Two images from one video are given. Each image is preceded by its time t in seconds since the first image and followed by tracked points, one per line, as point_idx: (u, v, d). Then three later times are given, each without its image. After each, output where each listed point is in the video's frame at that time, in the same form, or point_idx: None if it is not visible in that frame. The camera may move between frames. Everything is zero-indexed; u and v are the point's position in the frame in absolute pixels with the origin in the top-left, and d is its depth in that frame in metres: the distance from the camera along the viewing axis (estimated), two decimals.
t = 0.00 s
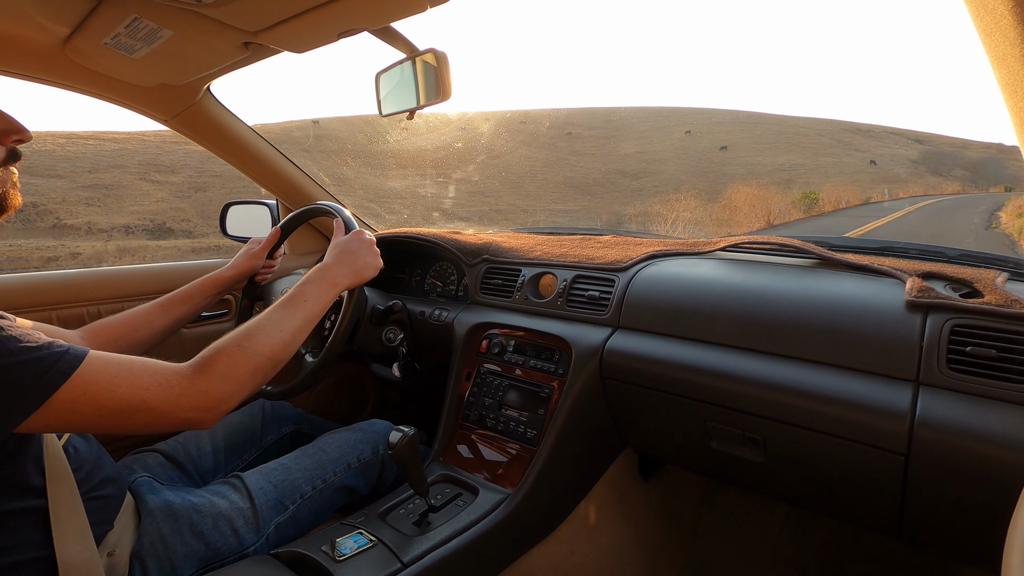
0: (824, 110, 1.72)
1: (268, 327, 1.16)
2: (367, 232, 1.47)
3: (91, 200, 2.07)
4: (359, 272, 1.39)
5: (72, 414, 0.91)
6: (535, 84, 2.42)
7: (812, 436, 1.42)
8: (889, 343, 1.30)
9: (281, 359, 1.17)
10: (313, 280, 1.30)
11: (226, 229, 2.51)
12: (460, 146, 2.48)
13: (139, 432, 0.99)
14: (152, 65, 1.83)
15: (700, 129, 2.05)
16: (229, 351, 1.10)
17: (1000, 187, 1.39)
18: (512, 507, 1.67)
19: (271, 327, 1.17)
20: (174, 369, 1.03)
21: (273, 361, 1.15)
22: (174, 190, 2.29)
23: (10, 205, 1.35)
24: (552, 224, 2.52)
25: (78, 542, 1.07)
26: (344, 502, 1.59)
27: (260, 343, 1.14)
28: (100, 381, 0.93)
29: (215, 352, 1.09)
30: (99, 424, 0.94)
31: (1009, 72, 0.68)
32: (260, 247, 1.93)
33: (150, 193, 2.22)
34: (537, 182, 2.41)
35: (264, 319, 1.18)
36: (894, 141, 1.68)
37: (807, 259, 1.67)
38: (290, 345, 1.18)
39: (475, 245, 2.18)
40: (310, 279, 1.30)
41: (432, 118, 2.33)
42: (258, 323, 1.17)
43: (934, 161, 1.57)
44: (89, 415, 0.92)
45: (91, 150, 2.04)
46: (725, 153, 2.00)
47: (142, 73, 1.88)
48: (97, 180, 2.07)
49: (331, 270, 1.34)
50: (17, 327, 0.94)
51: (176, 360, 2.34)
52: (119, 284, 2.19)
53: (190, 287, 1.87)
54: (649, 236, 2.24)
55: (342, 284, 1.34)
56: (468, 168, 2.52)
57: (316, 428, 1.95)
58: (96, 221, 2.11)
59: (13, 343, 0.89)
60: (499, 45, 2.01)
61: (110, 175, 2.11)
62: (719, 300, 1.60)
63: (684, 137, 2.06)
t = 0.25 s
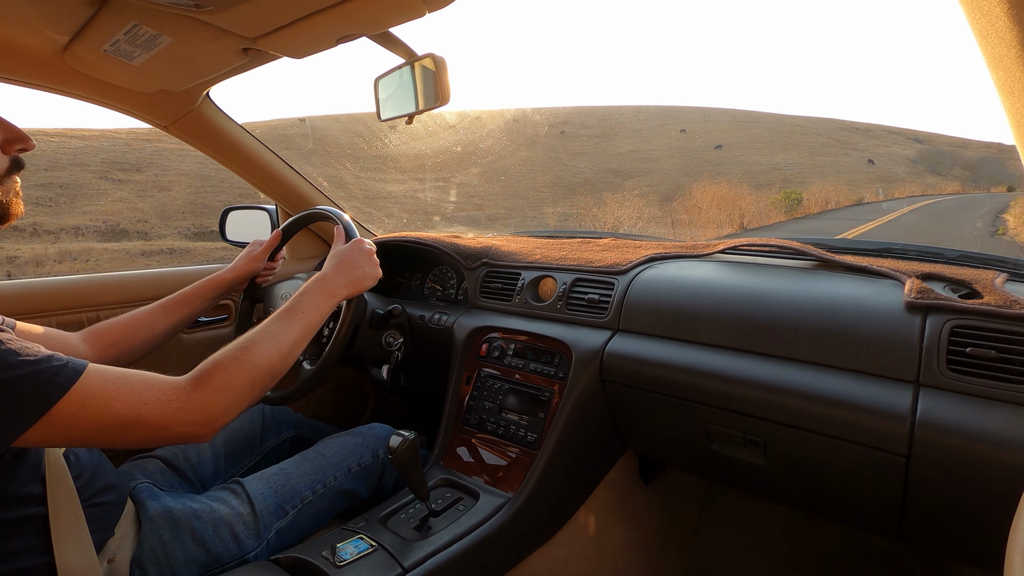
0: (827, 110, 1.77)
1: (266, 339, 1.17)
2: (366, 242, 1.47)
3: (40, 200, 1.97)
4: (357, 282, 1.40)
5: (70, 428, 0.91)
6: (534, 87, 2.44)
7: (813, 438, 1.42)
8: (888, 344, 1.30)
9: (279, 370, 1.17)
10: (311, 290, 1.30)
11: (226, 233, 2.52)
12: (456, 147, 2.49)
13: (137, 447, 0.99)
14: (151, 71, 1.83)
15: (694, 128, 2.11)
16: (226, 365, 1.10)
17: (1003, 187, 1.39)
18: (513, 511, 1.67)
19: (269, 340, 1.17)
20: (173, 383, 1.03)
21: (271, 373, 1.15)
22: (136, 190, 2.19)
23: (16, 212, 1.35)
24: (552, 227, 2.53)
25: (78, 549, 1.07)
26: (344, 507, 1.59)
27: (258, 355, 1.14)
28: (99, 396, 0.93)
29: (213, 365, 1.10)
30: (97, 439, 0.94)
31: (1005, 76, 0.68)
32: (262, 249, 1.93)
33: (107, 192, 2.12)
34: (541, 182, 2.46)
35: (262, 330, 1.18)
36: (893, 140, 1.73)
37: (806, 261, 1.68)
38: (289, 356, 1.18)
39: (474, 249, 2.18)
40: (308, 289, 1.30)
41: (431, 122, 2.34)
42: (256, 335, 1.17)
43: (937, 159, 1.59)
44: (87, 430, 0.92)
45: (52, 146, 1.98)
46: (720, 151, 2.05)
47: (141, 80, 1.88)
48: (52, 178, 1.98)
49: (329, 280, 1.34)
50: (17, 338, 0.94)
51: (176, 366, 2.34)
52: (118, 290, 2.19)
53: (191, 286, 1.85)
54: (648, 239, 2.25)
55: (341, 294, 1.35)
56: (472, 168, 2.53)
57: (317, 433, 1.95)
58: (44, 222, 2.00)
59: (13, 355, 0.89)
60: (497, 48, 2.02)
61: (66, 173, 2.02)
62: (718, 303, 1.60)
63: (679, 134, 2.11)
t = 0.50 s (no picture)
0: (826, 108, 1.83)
1: (267, 344, 1.16)
2: (367, 245, 1.47)
3: None
4: (356, 286, 1.39)
5: (74, 436, 0.91)
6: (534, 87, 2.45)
7: (815, 437, 1.42)
8: (890, 342, 1.30)
9: (281, 376, 1.17)
10: (310, 295, 1.30)
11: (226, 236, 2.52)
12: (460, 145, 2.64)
13: (140, 455, 0.99)
14: (150, 74, 1.83)
15: (686, 126, 2.25)
16: (228, 371, 1.10)
17: (1005, 186, 1.39)
18: (515, 512, 1.67)
19: (270, 345, 1.17)
20: (175, 391, 1.03)
21: (272, 379, 1.15)
22: (94, 190, 2.11)
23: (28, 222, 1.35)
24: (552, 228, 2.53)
25: (81, 552, 1.07)
26: (347, 508, 1.59)
27: (260, 360, 1.14)
28: (103, 404, 0.93)
29: (215, 372, 1.09)
30: (100, 447, 0.94)
31: (1004, 73, 0.68)
32: (262, 250, 1.94)
33: (60, 191, 2.02)
34: (544, 179, 2.54)
35: (263, 336, 1.18)
36: (891, 140, 1.76)
37: (806, 259, 1.68)
38: (290, 362, 1.18)
39: (474, 250, 2.18)
40: (308, 294, 1.30)
41: (431, 123, 2.34)
42: (257, 341, 1.17)
43: (936, 159, 1.60)
44: (90, 438, 0.92)
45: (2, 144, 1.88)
46: (714, 149, 2.19)
47: (140, 83, 1.88)
48: None
49: (328, 285, 1.34)
50: (24, 344, 0.94)
51: (176, 368, 2.34)
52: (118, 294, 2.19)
53: (195, 288, 1.86)
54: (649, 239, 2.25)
55: (340, 298, 1.35)
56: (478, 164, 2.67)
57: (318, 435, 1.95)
58: None
59: (21, 362, 0.89)
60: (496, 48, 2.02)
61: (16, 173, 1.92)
62: (719, 302, 1.60)
63: (674, 133, 2.25)
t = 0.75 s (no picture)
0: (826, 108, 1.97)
1: (265, 345, 1.16)
2: (368, 247, 1.47)
3: None
4: (356, 287, 1.40)
5: (69, 435, 0.91)
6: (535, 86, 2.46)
7: (815, 434, 1.42)
8: (890, 339, 1.30)
9: (279, 376, 1.17)
10: (310, 295, 1.30)
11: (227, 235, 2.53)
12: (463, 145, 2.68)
13: (134, 454, 0.99)
14: (149, 73, 1.83)
15: (680, 126, 2.36)
16: (225, 372, 1.10)
17: (1007, 186, 1.44)
18: (515, 510, 1.67)
19: (269, 346, 1.17)
20: (172, 391, 1.03)
21: (270, 380, 1.15)
22: (46, 189, 2.04)
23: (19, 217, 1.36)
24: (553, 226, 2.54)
25: (81, 551, 1.07)
26: (347, 506, 1.59)
27: (257, 362, 1.14)
28: (99, 403, 0.93)
29: (212, 372, 1.09)
30: (96, 447, 0.94)
31: (1004, 68, 0.68)
32: (263, 246, 1.93)
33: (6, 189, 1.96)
34: (552, 178, 2.63)
35: (261, 337, 1.18)
36: (889, 140, 1.89)
37: (806, 256, 1.67)
38: (288, 362, 1.19)
39: (475, 248, 2.18)
40: (307, 294, 1.30)
41: (431, 120, 2.35)
42: (256, 341, 1.17)
43: (943, 161, 1.64)
44: (86, 437, 0.92)
45: None
46: (709, 148, 2.33)
47: (139, 82, 1.88)
48: None
49: (328, 285, 1.34)
50: (20, 340, 0.94)
51: (176, 366, 2.34)
52: (118, 293, 2.19)
53: (194, 285, 1.86)
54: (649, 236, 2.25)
55: (340, 299, 1.35)
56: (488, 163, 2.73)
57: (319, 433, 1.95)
58: None
59: (16, 360, 0.89)
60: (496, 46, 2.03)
61: None
62: (719, 300, 1.60)
63: (667, 132, 2.38)
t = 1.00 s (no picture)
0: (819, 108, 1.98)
1: (266, 345, 1.16)
2: (370, 247, 1.47)
3: None
4: (357, 287, 1.40)
5: (69, 434, 0.91)
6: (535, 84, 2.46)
7: (815, 432, 1.42)
8: (890, 336, 1.30)
9: (279, 376, 1.17)
10: (313, 294, 1.30)
11: (226, 233, 2.60)
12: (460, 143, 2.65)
13: (134, 453, 0.99)
14: (149, 70, 1.83)
15: (675, 125, 2.37)
16: (227, 371, 1.10)
17: (1006, 187, 1.46)
18: (515, 507, 1.67)
19: (269, 346, 1.17)
20: (172, 390, 1.03)
21: (270, 379, 1.15)
22: None
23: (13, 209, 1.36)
24: (554, 224, 2.54)
25: (83, 549, 1.07)
26: (348, 503, 1.60)
27: (258, 362, 1.13)
28: (98, 402, 0.93)
29: (213, 372, 1.09)
30: (95, 445, 0.94)
31: (1006, 66, 0.67)
32: (266, 242, 1.92)
33: None
34: (546, 176, 2.64)
35: (262, 336, 1.18)
36: (886, 139, 1.89)
37: (807, 254, 1.68)
38: (289, 362, 1.18)
39: (475, 246, 2.18)
40: (309, 293, 1.29)
41: (431, 118, 2.35)
42: (257, 341, 1.17)
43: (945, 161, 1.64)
44: (85, 435, 0.92)
45: None
46: (702, 147, 2.31)
47: (139, 78, 1.88)
48: None
49: (330, 285, 1.34)
50: (23, 338, 0.94)
51: (176, 364, 2.34)
52: (118, 290, 2.19)
53: (195, 281, 1.86)
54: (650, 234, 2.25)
55: (342, 299, 1.35)
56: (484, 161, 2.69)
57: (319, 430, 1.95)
58: None
59: (17, 358, 0.89)
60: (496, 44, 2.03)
61: None
62: (720, 297, 1.60)
63: (661, 131, 2.39)
